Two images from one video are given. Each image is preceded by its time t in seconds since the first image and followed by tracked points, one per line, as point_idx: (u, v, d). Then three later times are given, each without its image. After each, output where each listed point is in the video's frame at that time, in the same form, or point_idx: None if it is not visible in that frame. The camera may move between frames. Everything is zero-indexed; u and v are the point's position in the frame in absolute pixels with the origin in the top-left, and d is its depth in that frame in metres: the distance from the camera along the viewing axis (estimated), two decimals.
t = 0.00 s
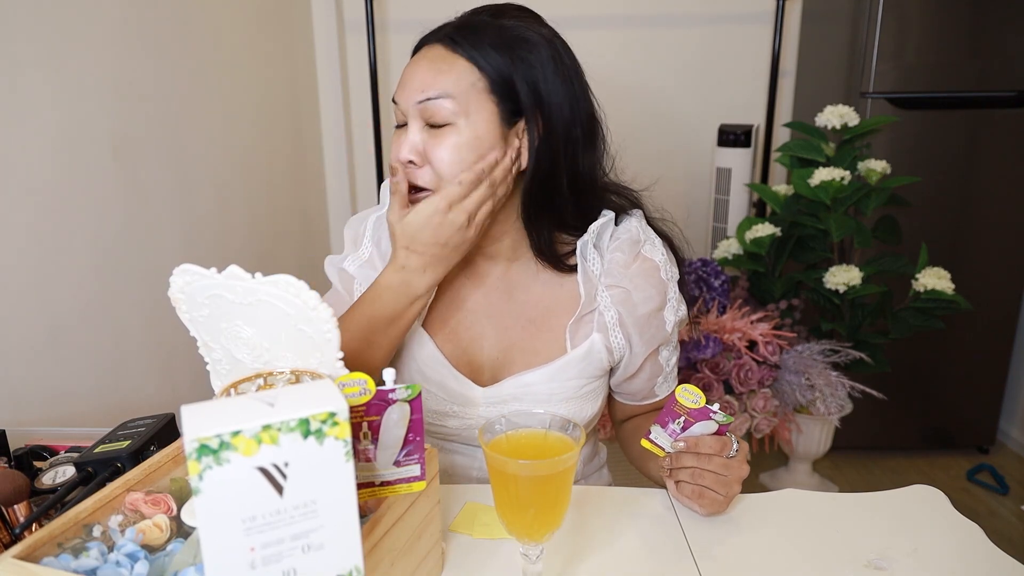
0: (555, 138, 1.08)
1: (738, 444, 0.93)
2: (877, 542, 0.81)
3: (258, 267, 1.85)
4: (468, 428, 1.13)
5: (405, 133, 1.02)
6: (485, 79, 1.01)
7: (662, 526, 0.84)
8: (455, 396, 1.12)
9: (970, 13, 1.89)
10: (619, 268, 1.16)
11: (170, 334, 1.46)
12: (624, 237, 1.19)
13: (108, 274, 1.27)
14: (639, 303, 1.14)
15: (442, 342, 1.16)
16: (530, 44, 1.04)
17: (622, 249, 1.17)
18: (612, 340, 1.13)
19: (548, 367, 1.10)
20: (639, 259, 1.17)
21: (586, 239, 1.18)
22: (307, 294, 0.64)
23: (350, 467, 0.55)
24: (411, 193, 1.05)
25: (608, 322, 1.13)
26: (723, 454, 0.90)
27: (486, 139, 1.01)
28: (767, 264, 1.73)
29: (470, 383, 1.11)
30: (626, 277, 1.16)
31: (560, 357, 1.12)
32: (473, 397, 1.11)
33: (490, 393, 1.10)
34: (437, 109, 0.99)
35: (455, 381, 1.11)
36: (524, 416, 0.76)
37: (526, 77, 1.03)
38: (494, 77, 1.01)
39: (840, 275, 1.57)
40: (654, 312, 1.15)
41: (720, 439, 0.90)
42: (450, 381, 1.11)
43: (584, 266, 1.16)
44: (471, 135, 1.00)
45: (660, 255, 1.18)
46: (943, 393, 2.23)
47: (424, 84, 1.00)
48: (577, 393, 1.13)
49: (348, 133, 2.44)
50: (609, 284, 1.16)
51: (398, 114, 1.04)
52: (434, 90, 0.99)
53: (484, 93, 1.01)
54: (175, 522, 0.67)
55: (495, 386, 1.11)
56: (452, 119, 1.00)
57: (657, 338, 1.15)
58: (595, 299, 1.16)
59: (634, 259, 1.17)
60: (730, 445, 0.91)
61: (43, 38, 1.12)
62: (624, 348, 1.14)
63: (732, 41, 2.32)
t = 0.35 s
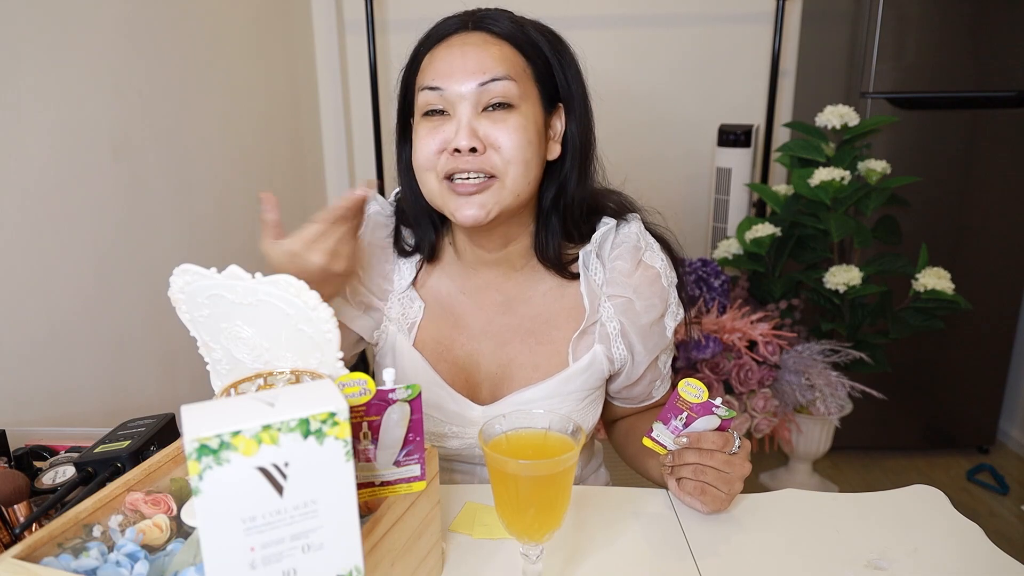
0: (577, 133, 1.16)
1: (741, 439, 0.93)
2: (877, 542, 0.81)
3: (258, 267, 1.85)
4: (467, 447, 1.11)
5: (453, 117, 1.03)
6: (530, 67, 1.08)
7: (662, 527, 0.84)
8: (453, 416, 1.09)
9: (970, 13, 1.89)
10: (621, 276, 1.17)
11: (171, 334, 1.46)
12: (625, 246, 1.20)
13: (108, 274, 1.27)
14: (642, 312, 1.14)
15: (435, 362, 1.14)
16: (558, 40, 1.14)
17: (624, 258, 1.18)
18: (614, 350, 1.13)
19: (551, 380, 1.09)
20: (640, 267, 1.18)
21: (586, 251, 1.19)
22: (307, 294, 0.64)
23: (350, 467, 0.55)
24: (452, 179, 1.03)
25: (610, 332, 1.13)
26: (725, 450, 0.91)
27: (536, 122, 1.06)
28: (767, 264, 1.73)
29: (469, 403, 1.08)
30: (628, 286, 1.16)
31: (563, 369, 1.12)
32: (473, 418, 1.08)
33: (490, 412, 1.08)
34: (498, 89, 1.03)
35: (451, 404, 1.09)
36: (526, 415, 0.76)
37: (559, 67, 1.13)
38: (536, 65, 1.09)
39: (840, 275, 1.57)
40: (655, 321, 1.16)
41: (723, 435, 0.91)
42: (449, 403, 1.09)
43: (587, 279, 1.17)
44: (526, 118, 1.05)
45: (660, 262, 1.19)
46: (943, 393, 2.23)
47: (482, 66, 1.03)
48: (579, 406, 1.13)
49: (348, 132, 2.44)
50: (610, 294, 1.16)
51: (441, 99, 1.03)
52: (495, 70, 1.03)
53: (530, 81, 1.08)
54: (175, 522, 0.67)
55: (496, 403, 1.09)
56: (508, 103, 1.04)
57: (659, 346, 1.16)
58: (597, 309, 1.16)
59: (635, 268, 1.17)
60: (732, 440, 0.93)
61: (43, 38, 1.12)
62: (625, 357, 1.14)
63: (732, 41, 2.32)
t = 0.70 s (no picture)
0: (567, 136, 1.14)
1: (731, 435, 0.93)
2: (877, 542, 0.81)
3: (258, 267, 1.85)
4: (465, 452, 1.11)
5: (450, 142, 0.98)
6: (528, 82, 1.03)
7: (662, 527, 0.84)
8: (449, 421, 1.09)
9: (970, 13, 1.89)
10: (613, 272, 1.17)
11: (171, 334, 1.46)
12: (616, 241, 1.20)
13: (108, 274, 1.27)
14: (635, 307, 1.15)
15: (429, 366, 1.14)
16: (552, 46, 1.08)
17: (615, 254, 1.18)
18: (608, 347, 1.13)
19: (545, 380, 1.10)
20: (631, 262, 1.18)
21: (577, 247, 1.19)
22: (307, 294, 0.64)
23: (350, 467, 0.55)
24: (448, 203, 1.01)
25: (604, 329, 1.13)
26: (717, 449, 0.90)
27: (533, 143, 1.03)
28: (767, 264, 1.73)
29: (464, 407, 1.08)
30: (621, 282, 1.16)
31: (558, 368, 1.12)
32: (468, 421, 1.08)
33: (485, 415, 1.08)
34: (497, 115, 0.97)
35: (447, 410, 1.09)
36: (526, 416, 0.76)
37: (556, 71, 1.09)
38: (534, 76, 1.04)
39: (840, 275, 1.57)
40: (649, 315, 1.16)
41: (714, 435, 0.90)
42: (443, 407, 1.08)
43: (579, 276, 1.17)
44: (524, 141, 1.01)
45: (652, 256, 1.19)
46: (943, 393, 2.23)
47: (480, 88, 0.97)
48: (576, 403, 1.13)
49: (348, 132, 2.44)
50: (603, 290, 1.16)
51: (436, 121, 0.97)
52: (495, 94, 0.97)
53: (528, 97, 1.03)
54: (175, 522, 0.67)
55: (492, 406, 1.09)
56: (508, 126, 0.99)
57: (653, 340, 1.16)
58: (590, 306, 1.16)
59: (627, 263, 1.17)
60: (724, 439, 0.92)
61: (44, 37, 1.12)
62: (620, 353, 1.14)
63: (732, 41, 2.32)
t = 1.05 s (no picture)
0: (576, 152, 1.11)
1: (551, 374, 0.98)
2: (877, 542, 0.81)
3: (258, 267, 1.85)
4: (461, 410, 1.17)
5: (469, 188, 0.98)
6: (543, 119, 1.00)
7: (663, 527, 0.84)
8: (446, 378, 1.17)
9: (970, 13, 1.89)
10: (605, 252, 1.19)
11: (170, 334, 1.46)
12: (611, 223, 1.20)
13: (108, 274, 1.27)
14: (624, 286, 1.17)
15: (433, 333, 1.20)
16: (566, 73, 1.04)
17: (608, 235, 1.19)
18: (597, 319, 1.17)
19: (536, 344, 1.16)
20: (624, 244, 1.19)
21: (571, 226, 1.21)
22: (307, 294, 0.63)
23: (350, 467, 0.55)
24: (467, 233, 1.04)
25: (594, 302, 1.17)
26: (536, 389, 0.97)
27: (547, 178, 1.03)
28: (767, 264, 1.73)
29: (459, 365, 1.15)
30: (611, 261, 1.18)
31: (549, 334, 1.17)
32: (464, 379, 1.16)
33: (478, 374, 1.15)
34: (514, 170, 0.97)
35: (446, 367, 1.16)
36: (526, 415, 0.76)
37: (571, 99, 1.05)
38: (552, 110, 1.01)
39: (840, 276, 1.57)
40: (638, 295, 1.17)
41: (519, 373, 0.97)
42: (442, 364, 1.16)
43: (572, 252, 1.20)
44: (539, 178, 1.01)
45: (645, 242, 1.19)
46: (943, 392, 2.23)
47: (498, 148, 0.95)
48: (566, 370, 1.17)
49: (348, 132, 2.44)
50: (595, 267, 1.19)
51: (455, 173, 0.97)
52: (513, 151, 0.96)
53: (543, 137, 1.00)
54: (175, 522, 0.67)
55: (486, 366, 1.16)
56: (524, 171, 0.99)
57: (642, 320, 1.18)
58: (582, 280, 1.19)
59: (619, 245, 1.19)
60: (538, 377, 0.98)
61: (43, 37, 1.12)
62: (608, 327, 1.18)
63: (732, 41, 2.32)
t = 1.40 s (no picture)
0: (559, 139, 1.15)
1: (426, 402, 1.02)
2: (877, 542, 0.81)
3: (258, 267, 1.85)
4: (440, 381, 1.21)
5: (456, 161, 1.03)
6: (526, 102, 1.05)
7: (662, 527, 0.84)
8: (427, 349, 1.20)
9: (970, 12, 1.89)
10: (583, 237, 1.19)
11: (170, 334, 1.46)
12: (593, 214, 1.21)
13: (108, 274, 1.27)
14: (596, 270, 1.17)
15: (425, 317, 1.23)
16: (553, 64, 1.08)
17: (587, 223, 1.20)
18: (571, 301, 1.17)
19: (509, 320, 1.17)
20: (602, 233, 1.19)
21: (553, 214, 1.22)
22: (307, 294, 0.63)
23: (350, 467, 0.55)
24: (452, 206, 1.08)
25: (569, 283, 1.18)
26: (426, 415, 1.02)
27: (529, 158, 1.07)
28: (767, 264, 1.73)
29: (441, 335, 1.19)
30: (586, 245, 1.18)
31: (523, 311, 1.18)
32: (443, 349, 1.19)
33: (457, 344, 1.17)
34: (497, 144, 1.01)
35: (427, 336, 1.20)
36: (526, 416, 0.76)
37: (554, 89, 1.10)
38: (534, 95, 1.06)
39: (840, 276, 1.57)
40: (610, 282, 1.17)
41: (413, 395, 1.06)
42: (425, 335, 1.19)
43: (552, 237, 1.21)
44: (522, 156, 1.05)
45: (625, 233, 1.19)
46: (943, 391, 2.23)
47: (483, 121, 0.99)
48: (539, 349, 1.18)
49: (348, 132, 2.44)
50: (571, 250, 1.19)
51: (444, 144, 1.02)
52: (496, 125, 1.00)
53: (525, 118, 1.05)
54: (175, 522, 0.67)
55: (465, 337, 1.18)
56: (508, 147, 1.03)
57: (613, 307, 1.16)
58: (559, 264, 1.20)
59: (596, 232, 1.19)
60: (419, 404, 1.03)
61: (43, 37, 1.12)
62: (580, 310, 1.18)
63: (732, 40, 2.32)
